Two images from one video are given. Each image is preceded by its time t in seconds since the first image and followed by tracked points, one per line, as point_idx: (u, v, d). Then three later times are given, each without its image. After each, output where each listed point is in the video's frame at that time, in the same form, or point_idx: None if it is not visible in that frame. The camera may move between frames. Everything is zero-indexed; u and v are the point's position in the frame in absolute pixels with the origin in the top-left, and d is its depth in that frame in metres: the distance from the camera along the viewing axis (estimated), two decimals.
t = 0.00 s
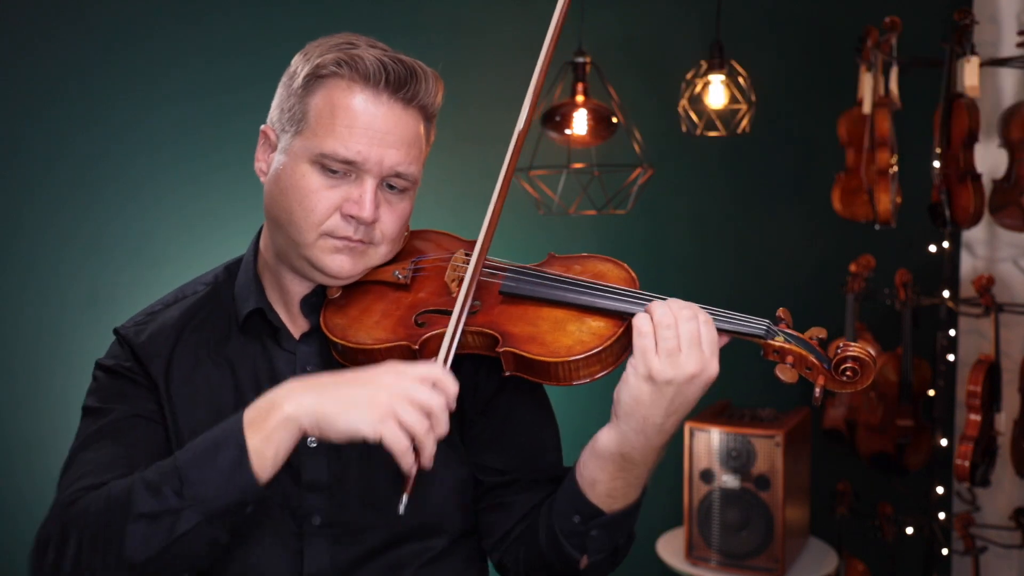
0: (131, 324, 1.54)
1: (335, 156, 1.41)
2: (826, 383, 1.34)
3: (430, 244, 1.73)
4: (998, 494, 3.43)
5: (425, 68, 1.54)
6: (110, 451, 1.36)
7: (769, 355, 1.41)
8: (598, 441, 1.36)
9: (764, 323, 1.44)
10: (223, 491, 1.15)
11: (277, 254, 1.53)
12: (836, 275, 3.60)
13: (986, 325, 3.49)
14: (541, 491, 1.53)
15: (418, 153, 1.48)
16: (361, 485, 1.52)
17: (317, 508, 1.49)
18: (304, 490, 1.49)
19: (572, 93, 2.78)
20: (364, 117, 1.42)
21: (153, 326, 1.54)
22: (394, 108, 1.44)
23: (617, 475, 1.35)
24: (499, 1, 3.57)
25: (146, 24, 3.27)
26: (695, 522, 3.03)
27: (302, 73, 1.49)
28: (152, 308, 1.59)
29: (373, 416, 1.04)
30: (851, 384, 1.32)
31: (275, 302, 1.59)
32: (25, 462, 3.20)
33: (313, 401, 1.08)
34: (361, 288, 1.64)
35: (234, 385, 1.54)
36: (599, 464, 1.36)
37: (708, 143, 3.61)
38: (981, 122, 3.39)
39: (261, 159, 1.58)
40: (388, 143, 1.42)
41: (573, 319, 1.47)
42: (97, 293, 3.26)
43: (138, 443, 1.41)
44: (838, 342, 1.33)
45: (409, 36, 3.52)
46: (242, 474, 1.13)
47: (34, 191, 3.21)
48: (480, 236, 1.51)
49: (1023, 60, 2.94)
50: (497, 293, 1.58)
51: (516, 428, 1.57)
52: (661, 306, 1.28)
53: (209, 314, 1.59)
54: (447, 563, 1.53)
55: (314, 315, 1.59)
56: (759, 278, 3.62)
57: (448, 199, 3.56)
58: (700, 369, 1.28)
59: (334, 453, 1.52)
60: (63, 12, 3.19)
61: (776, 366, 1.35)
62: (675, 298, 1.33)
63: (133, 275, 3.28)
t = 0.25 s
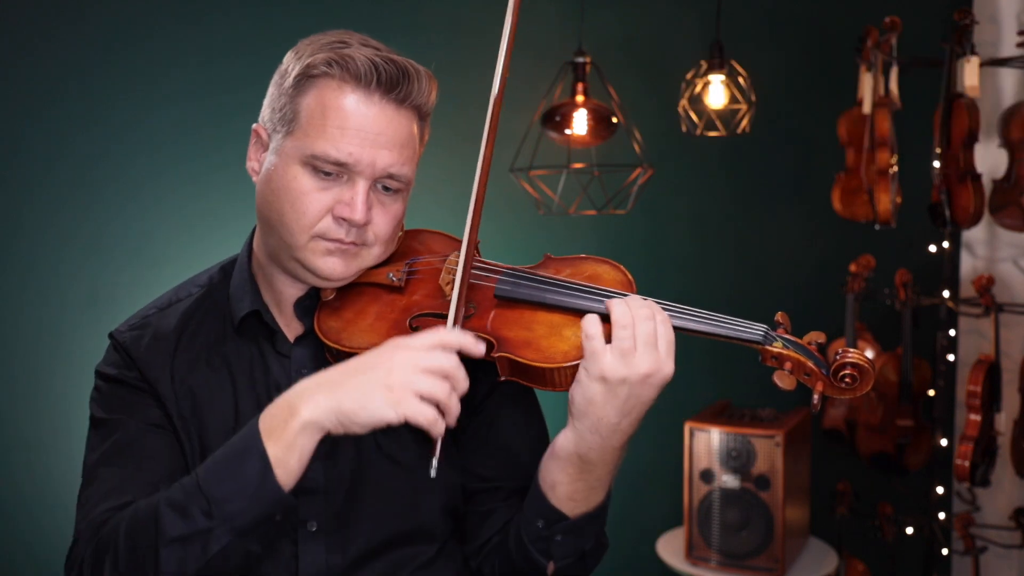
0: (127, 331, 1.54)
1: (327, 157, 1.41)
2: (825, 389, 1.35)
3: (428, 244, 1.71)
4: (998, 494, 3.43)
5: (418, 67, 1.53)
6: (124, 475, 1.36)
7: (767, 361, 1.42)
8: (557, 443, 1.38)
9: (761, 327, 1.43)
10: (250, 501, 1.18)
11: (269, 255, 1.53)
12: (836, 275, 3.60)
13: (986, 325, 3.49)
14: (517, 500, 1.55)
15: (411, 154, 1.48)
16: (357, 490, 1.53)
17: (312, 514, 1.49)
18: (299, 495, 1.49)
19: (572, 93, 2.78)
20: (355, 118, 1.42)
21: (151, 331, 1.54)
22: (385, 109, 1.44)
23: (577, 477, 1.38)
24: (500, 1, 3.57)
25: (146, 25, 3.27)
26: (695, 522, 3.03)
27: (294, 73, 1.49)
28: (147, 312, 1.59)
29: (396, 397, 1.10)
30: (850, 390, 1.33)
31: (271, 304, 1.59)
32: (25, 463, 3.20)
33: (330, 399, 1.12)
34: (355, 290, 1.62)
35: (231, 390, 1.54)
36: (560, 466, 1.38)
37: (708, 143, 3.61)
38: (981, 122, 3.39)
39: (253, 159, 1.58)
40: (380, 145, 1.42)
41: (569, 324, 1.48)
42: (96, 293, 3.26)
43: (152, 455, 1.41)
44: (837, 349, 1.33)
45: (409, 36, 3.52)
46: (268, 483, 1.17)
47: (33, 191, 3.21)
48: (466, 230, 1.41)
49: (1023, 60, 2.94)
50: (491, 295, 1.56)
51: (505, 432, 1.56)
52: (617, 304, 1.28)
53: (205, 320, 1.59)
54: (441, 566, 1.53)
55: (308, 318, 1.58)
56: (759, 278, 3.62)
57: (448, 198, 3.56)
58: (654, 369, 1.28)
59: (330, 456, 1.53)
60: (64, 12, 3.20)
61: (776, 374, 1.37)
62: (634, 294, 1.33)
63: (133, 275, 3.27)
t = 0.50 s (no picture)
0: (118, 338, 1.54)
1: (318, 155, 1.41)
2: (826, 391, 1.35)
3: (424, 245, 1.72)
4: (998, 494, 3.43)
5: (413, 65, 1.52)
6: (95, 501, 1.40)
7: (768, 363, 1.42)
8: (561, 449, 1.38)
9: (763, 330, 1.44)
10: (227, 558, 1.21)
11: (262, 253, 1.52)
12: (836, 275, 3.60)
13: (986, 325, 3.49)
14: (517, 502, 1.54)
15: (405, 152, 1.47)
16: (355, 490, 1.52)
17: (311, 518, 1.48)
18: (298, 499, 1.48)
19: (572, 93, 2.78)
20: (345, 116, 1.42)
21: (142, 338, 1.54)
22: (377, 107, 1.44)
23: (581, 482, 1.38)
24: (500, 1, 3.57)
25: (147, 25, 3.27)
26: (695, 522, 3.03)
27: (288, 70, 1.48)
28: (139, 318, 1.59)
29: (373, 473, 1.06)
30: (851, 393, 1.33)
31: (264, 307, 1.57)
32: (25, 463, 3.19)
33: (310, 472, 1.09)
34: (353, 293, 1.63)
35: (225, 394, 1.54)
36: (564, 471, 1.38)
37: (708, 143, 3.61)
38: (981, 122, 3.39)
39: (249, 154, 1.57)
40: (371, 142, 1.42)
41: (569, 326, 1.47)
42: (96, 293, 3.26)
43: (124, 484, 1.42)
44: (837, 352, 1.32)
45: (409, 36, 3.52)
46: (246, 544, 1.19)
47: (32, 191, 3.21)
48: (465, 234, 1.41)
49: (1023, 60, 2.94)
50: (491, 298, 1.57)
51: (506, 433, 1.55)
52: (614, 307, 1.30)
53: (198, 324, 1.59)
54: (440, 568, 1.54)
55: (304, 318, 1.57)
56: (759, 278, 3.62)
57: (448, 198, 3.56)
58: (654, 370, 1.29)
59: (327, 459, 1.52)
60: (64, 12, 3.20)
61: (777, 377, 1.37)
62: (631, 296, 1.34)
63: (133, 275, 3.27)
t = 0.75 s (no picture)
0: (113, 344, 1.54)
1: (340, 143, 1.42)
2: (826, 387, 1.36)
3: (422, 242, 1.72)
4: (997, 494, 3.43)
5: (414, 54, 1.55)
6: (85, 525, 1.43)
7: (769, 360, 1.42)
8: (559, 445, 1.39)
9: (763, 326, 1.44)
10: None
11: (273, 250, 1.51)
12: (836, 275, 3.60)
13: (986, 325, 3.49)
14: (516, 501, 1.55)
15: (417, 141, 1.51)
16: (351, 489, 1.54)
17: (307, 519, 1.51)
18: (293, 499, 1.51)
19: (572, 93, 2.78)
20: (363, 104, 1.44)
21: (137, 344, 1.55)
22: (391, 96, 1.46)
23: (579, 479, 1.39)
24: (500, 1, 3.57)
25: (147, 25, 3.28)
26: (695, 522, 3.04)
27: (294, 65, 1.48)
28: (134, 322, 1.59)
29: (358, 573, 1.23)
30: (851, 390, 1.33)
31: (257, 309, 1.57)
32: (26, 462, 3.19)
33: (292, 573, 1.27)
34: (353, 289, 1.62)
35: (220, 397, 1.54)
36: (563, 468, 1.39)
37: (708, 143, 3.61)
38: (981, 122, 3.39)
39: (249, 154, 1.55)
40: (390, 130, 1.45)
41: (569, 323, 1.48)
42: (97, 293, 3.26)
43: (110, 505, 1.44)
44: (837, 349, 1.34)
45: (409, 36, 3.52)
46: None
47: (29, 190, 3.00)
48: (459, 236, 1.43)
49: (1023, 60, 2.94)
50: (491, 295, 1.56)
51: (505, 431, 1.56)
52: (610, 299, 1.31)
53: (193, 327, 1.59)
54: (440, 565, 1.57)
55: (301, 316, 1.57)
56: (759, 278, 3.62)
57: (449, 198, 3.56)
58: (649, 361, 1.29)
59: (321, 458, 1.54)
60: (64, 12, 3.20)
61: (778, 372, 1.35)
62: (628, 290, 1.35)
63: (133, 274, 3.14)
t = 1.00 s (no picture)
0: (113, 347, 1.56)
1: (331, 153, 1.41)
2: (824, 394, 1.35)
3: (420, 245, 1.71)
4: (998, 494, 3.43)
5: (416, 62, 1.52)
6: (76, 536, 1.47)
7: (767, 366, 1.41)
8: (574, 459, 1.37)
9: (763, 332, 1.44)
10: None
11: (265, 254, 1.51)
12: (836, 275, 3.60)
13: (986, 325, 3.49)
14: (518, 503, 1.54)
15: (413, 151, 1.49)
16: (347, 490, 1.51)
17: (303, 521, 1.48)
18: (289, 501, 1.49)
19: (572, 93, 2.78)
20: (357, 115, 1.42)
21: (133, 347, 1.56)
22: (386, 107, 1.44)
23: (595, 491, 1.36)
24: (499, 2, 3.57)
25: (148, 25, 3.28)
26: (695, 522, 3.03)
27: (292, 69, 1.47)
28: (134, 325, 1.61)
29: None
30: (850, 397, 1.32)
31: (255, 311, 1.57)
32: (26, 462, 3.20)
33: None
34: (351, 290, 1.62)
35: (215, 399, 1.53)
36: (577, 480, 1.37)
37: (707, 143, 3.61)
38: (980, 122, 3.39)
39: (247, 155, 1.55)
40: (384, 141, 1.43)
41: (567, 326, 1.47)
42: (97, 293, 3.27)
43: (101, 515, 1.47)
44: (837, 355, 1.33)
45: (409, 36, 3.52)
46: None
47: (31, 191, 3.20)
48: (460, 229, 1.41)
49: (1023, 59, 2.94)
50: (489, 297, 1.57)
51: (505, 434, 1.54)
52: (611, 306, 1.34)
53: (189, 328, 1.59)
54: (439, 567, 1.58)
55: (300, 317, 1.56)
56: (759, 278, 3.62)
57: (448, 198, 3.57)
58: (654, 366, 1.31)
59: (318, 459, 1.52)
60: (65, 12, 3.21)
61: (776, 381, 1.36)
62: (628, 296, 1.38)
63: (133, 275, 3.29)
